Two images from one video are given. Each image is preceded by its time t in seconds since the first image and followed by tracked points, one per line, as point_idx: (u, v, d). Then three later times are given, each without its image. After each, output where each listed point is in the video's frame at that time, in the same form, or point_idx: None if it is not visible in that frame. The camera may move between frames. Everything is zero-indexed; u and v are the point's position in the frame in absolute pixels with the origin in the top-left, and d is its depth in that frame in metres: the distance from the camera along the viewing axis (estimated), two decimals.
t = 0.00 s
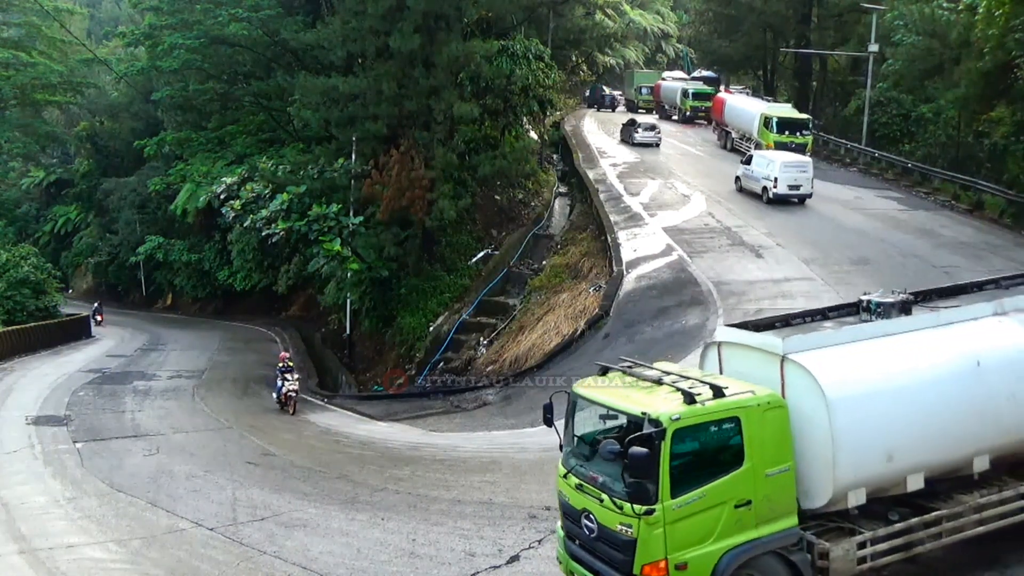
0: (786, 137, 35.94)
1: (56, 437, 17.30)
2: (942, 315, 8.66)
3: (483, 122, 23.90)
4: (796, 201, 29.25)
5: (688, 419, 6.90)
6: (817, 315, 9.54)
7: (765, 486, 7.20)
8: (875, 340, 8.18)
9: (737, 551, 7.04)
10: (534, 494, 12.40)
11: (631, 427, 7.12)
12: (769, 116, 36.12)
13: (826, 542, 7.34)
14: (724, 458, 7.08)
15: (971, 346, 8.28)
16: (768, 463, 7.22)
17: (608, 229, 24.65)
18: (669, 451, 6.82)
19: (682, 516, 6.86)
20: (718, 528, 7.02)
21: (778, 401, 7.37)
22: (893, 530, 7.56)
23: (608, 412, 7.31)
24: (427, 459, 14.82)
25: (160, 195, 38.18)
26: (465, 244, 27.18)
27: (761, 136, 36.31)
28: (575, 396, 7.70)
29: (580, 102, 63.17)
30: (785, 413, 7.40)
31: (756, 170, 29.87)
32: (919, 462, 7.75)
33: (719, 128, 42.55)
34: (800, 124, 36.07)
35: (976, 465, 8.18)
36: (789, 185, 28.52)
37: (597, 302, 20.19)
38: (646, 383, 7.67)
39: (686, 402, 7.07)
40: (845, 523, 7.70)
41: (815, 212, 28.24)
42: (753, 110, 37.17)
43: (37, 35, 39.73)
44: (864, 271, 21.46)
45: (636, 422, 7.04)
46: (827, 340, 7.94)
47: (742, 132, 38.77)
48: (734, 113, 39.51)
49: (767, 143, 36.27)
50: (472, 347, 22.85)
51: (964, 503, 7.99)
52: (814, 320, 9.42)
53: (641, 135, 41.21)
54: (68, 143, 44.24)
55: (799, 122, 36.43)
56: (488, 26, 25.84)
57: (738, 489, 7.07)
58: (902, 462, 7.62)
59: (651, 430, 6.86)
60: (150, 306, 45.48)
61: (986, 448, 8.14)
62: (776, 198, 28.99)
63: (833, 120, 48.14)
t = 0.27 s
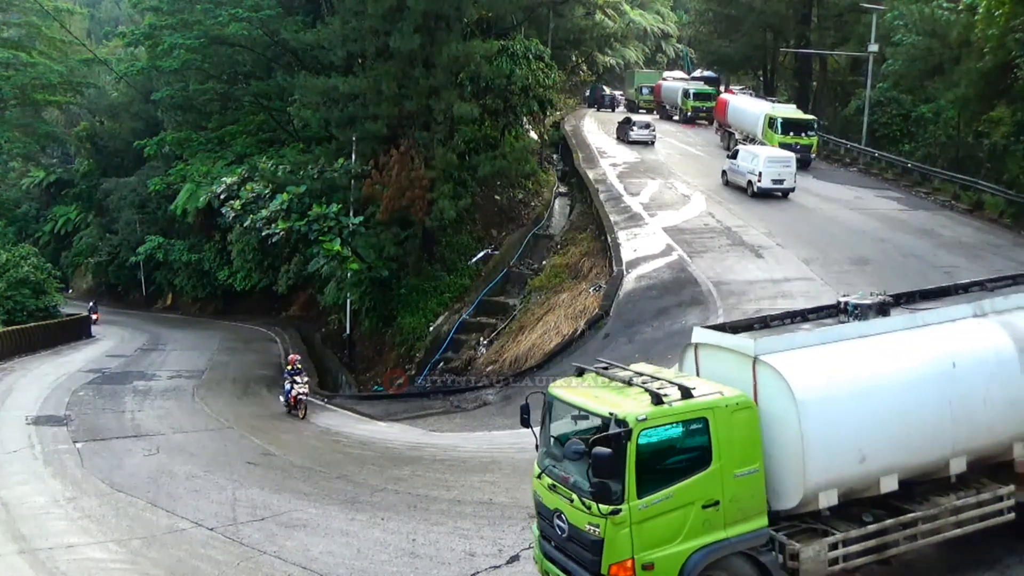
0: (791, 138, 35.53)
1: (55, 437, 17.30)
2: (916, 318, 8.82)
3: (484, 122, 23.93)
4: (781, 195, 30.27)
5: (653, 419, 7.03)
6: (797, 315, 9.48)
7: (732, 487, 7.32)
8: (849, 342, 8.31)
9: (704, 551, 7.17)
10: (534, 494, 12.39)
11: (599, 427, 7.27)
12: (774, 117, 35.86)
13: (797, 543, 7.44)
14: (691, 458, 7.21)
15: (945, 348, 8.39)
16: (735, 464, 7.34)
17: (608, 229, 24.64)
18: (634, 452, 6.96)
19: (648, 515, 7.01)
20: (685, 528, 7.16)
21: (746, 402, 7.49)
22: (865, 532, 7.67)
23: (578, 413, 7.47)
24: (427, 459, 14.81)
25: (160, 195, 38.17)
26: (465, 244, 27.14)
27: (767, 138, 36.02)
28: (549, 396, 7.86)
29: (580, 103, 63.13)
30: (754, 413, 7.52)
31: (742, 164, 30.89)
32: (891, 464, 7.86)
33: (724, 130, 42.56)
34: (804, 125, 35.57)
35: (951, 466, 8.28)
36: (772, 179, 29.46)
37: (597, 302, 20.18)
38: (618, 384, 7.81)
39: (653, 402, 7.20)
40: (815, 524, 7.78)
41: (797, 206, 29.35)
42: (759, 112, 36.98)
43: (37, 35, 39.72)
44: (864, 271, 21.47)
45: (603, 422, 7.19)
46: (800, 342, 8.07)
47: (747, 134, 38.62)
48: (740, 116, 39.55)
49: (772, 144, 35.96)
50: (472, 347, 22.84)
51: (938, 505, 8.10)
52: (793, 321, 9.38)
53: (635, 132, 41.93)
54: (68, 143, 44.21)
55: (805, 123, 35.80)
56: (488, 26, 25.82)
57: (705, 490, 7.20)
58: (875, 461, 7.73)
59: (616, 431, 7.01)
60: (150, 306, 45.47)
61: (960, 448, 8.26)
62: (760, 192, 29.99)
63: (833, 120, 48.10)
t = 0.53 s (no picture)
0: (797, 140, 35.54)
1: (55, 437, 17.31)
2: (891, 317, 8.82)
3: (484, 122, 23.93)
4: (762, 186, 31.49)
5: (616, 419, 7.16)
6: (773, 317, 9.50)
7: (696, 487, 7.43)
8: (820, 343, 8.36)
9: (666, 550, 7.30)
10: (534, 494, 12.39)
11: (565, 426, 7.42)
12: (779, 118, 35.69)
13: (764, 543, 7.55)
14: (655, 457, 7.33)
15: (918, 350, 8.39)
16: (700, 465, 7.45)
17: (608, 229, 24.63)
18: (595, 451, 7.10)
19: (610, 514, 7.15)
20: (649, 526, 7.28)
21: (711, 402, 7.58)
22: (834, 534, 7.75)
23: (547, 413, 7.63)
24: (427, 459, 14.82)
25: (160, 195, 38.17)
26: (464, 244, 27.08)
27: (772, 139, 36.01)
28: (523, 396, 8.03)
29: (580, 103, 63.11)
30: (719, 413, 7.61)
31: (725, 158, 32.20)
32: (860, 465, 7.90)
33: (728, 131, 42.51)
34: (810, 127, 35.40)
35: (925, 469, 8.32)
36: (753, 171, 30.74)
37: (596, 302, 20.18)
38: (587, 384, 7.96)
39: (617, 402, 7.33)
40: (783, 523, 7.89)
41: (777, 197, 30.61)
42: (765, 112, 36.88)
43: (37, 35, 39.72)
44: (864, 271, 21.47)
45: (567, 422, 7.33)
46: (769, 343, 8.15)
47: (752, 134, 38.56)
48: (744, 117, 39.58)
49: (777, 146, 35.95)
50: (472, 347, 22.83)
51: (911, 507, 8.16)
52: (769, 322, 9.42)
53: (630, 130, 42.74)
54: (68, 143, 44.20)
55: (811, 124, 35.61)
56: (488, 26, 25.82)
57: (668, 489, 7.32)
58: (841, 463, 7.78)
59: (579, 430, 7.15)
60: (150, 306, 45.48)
61: (932, 451, 8.27)
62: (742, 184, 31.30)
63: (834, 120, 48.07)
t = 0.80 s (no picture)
0: (803, 141, 34.93)
1: (56, 437, 17.31)
2: (862, 320, 8.91)
3: (483, 122, 23.95)
4: (745, 180, 32.64)
5: (577, 419, 7.30)
6: (751, 320, 9.51)
7: (659, 487, 7.56)
8: (789, 345, 8.47)
9: (628, 550, 7.44)
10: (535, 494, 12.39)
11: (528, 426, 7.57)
12: (785, 119, 35.34)
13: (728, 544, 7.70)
14: (617, 458, 7.47)
15: (888, 353, 8.49)
16: (663, 465, 7.58)
17: (608, 229, 24.64)
18: (556, 451, 7.25)
19: (571, 514, 7.31)
20: (610, 526, 7.43)
21: (675, 402, 7.69)
22: (798, 537, 7.89)
23: (513, 413, 7.79)
24: (427, 459, 14.82)
25: (160, 195, 38.17)
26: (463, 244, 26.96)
27: (779, 141, 35.64)
28: (493, 396, 8.19)
29: (580, 103, 63.07)
30: (683, 413, 7.73)
31: (710, 151, 33.31)
32: (826, 467, 8.00)
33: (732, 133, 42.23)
34: (815, 128, 34.88)
35: (895, 473, 8.37)
36: (736, 164, 31.81)
37: (596, 302, 20.16)
38: (555, 384, 8.12)
39: (579, 402, 7.47)
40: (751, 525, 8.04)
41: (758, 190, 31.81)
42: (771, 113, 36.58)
43: (37, 35, 39.75)
44: (863, 271, 21.47)
45: (531, 422, 7.49)
46: (737, 346, 8.29)
47: (758, 136, 38.23)
48: (749, 118, 39.28)
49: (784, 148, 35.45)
50: (472, 347, 22.81)
51: (879, 510, 8.26)
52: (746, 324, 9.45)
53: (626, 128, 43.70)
54: (68, 143, 44.21)
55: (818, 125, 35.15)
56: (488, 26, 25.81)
57: (630, 490, 7.46)
58: (807, 464, 7.88)
59: (541, 430, 7.30)
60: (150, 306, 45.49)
61: (902, 453, 8.32)
62: (726, 176, 32.36)
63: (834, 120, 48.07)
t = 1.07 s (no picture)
0: (807, 143, 34.63)
1: (56, 436, 17.31)
2: (837, 322, 9.00)
3: (483, 122, 23.97)
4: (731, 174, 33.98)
5: (541, 419, 7.51)
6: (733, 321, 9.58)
7: (624, 487, 7.75)
8: (761, 347, 8.59)
9: (593, 549, 7.66)
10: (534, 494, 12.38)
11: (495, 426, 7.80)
12: (789, 120, 34.92)
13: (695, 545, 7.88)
14: (582, 457, 7.68)
15: (860, 354, 8.60)
16: (628, 465, 7.77)
17: (608, 229, 24.63)
18: (520, 450, 7.48)
19: (535, 513, 7.53)
20: (574, 526, 7.65)
21: (642, 403, 7.87)
22: (765, 539, 8.05)
23: (482, 412, 8.02)
24: (427, 459, 14.82)
25: (160, 195, 38.16)
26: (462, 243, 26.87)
27: (783, 143, 35.21)
28: (466, 395, 8.42)
29: (581, 103, 63.01)
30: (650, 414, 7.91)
31: (698, 147, 34.55)
32: (796, 468, 8.14)
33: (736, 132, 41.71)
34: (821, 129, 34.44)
35: (867, 476, 8.50)
36: (722, 160, 32.99)
37: (596, 303, 20.12)
38: (526, 385, 8.32)
39: (545, 402, 7.68)
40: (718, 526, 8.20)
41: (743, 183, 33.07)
42: (774, 114, 36.05)
43: (37, 35, 39.76)
44: (864, 271, 21.46)
45: (498, 422, 7.71)
46: (710, 347, 8.43)
47: (762, 137, 37.73)
48: (752, 119, 38.73)
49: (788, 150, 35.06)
50: (472, 347, 22.78)
51: (850, 512, 8.39)
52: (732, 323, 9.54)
53: (622, 126, 44.71)
54: (68, 143, 44.20)
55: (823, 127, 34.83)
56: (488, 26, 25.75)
57: (595, 489, 7.67)
58: (776, 466, 8.03)
59: (506, 430, 7.53)
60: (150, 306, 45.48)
61: (874, 456, 8.45)
62: (712, 171, 33.56)
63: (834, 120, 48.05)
